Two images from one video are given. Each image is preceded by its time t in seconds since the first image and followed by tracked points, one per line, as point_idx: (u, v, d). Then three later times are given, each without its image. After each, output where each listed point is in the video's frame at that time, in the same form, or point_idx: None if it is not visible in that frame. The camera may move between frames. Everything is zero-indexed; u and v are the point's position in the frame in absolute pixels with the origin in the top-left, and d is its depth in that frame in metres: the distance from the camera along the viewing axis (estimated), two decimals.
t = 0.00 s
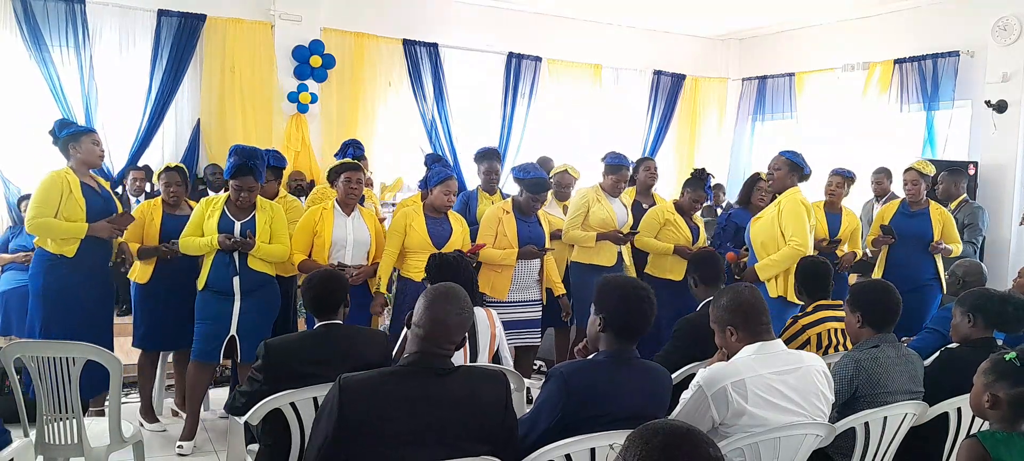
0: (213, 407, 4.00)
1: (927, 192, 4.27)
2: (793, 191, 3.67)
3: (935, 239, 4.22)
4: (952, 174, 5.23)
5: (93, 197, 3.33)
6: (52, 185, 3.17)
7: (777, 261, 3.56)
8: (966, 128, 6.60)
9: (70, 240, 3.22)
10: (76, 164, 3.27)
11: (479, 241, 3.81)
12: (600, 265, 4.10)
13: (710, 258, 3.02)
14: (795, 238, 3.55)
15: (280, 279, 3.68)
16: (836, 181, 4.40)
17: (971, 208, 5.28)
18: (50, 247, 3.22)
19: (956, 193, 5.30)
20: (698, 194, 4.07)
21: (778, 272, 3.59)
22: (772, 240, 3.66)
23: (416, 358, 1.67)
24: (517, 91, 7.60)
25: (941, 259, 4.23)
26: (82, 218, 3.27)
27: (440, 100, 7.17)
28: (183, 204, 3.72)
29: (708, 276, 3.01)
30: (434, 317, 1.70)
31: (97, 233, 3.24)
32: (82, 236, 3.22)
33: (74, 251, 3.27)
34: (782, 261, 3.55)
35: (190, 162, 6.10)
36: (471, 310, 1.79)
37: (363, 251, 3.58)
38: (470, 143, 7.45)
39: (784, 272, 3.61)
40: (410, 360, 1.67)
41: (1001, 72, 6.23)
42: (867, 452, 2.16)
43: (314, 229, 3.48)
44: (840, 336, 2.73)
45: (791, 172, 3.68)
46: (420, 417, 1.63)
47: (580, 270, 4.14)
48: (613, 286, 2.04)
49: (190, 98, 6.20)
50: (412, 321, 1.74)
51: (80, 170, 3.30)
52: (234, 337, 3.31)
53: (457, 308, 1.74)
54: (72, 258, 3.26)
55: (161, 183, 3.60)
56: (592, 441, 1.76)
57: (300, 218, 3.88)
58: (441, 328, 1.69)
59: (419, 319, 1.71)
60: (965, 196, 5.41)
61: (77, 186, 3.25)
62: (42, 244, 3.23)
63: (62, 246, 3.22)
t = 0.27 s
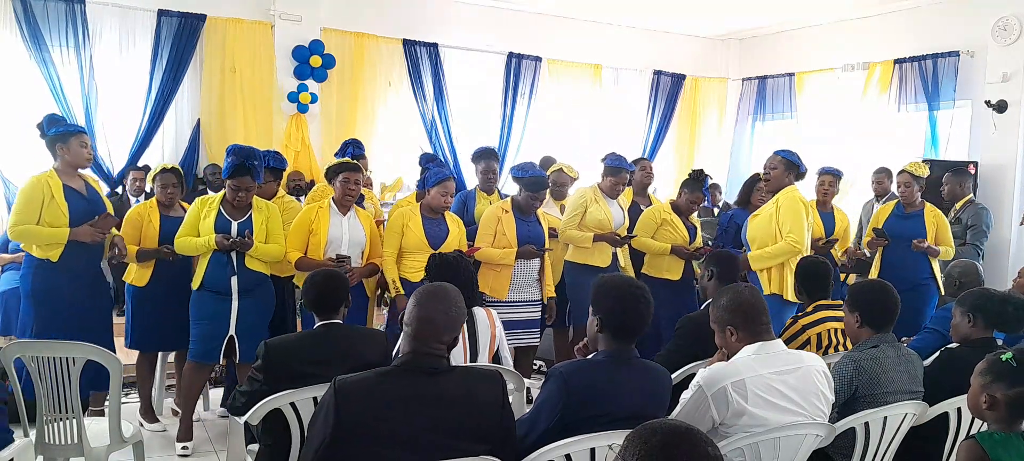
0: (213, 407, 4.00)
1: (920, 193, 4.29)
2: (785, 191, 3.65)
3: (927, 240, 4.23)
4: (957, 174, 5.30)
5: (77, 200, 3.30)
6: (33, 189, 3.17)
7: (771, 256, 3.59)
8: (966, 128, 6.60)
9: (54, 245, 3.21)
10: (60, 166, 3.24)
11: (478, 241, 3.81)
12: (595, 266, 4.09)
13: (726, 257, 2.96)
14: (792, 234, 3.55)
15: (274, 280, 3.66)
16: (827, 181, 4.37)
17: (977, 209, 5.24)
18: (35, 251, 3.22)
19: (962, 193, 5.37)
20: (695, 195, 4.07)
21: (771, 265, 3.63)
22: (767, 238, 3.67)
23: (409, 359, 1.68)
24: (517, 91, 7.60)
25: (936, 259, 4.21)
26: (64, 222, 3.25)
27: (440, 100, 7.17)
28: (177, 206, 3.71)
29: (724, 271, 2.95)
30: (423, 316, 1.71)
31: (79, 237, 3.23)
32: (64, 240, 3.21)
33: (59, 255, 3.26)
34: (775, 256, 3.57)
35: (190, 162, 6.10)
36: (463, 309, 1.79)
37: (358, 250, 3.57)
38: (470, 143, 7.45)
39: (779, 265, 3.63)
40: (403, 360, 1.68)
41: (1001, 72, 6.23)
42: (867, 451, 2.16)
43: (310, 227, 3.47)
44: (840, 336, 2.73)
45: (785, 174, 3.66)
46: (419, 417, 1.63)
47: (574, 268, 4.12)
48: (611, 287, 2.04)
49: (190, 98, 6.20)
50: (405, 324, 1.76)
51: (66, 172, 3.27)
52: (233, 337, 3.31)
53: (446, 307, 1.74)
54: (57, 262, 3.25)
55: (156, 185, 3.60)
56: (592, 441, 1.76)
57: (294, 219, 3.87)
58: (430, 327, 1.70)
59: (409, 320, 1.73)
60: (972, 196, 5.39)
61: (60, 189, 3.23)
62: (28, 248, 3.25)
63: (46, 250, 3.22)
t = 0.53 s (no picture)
0: (213, 407, 4.01)
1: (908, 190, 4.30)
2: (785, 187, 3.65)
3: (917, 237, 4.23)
4: (965, 173, 5.36)
5: (67, 200, 3.30)
6: (22, 190, 3.19)
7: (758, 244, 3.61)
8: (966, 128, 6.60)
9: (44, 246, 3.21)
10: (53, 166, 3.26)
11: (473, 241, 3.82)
12: (586, 264, 4.09)
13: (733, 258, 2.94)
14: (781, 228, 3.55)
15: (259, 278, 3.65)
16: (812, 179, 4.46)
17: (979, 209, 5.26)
18: (30, 253, 3.23)
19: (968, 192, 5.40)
20: (684, 192, 4.04)
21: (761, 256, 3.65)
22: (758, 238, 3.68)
23: (402, 360, 1.67)
24: (517, 91, 7.60)
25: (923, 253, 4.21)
26: (55, 223, 3.25)
27: (440, 100, 7.17)
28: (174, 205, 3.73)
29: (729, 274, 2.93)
30: (405, 314, 1.71)
31: (66, 237, 3.20)
32: (54, 241, 3.21)
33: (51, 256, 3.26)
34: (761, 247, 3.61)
35: (190, 162, 6.10)
36: (445, 303, 1.79)
37: (344, 249, 3.58)
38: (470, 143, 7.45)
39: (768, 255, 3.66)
40: (396, 362, 1.67)
41: (1001, 72, 6.23)
42: (867, 451, 2.16)
43: (296, 226, 3.48)
44: (840, 336, 2.74)
45: (786, 172, 3.65)
46: (418, 417, 1.64)
47: (563, 269, 4.14)
48: (612, 288, 2.04)
49: (190, 98, 6.20)
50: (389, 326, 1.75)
51: (57, 172, 3.29)
52: (224, 339, 3.31)
53: (429, 301, 1.74)
54: (50, 263, 3.26)
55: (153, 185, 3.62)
56: (592, 441, 1.76)
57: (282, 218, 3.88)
58: (414, 324, 1.69)
59: (392, 321, 1.72)
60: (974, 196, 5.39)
61: (48, 189, 3.24)
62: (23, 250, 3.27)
63: (39, 251, 3.23)
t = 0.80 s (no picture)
0: (213, 407, 4.01)
1: (897, 192, 4.25)
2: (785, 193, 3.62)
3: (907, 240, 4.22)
4: (964, 176, 5.37)
5: (62, 201, 3.27)
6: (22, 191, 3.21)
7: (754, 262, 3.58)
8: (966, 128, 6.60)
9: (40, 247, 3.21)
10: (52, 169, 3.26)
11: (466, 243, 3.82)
12: (575, 266, 4.08)
13: (734, 257, 2.95)
14: (775, 241, 3.55)
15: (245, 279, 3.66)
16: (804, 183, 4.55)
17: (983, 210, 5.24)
18: (30, 254, 3.26)
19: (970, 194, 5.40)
20: (670, 193, 4.03)
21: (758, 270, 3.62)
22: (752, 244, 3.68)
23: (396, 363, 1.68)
24: (517, 92, 7.60)
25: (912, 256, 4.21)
26: (50, 224, 3.24)
27: (440, 100, 7.17)
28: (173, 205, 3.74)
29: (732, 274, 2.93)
30: (387, 320, 1.74)
31: (60, 239, 3.17)
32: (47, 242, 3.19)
33: (48, 256, 3.26)
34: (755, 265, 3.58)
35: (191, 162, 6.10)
36: (424, 300, 1.83)
37: (331, 251, 3.57)
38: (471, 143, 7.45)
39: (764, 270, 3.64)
40: (391, 364, 1.67)
41: (1001, 72, 6.23)
42: (866, 451, 2.16)
43: (281, 228, 3.47)
44: (840, 336, 2.74)
45: (790, 177, 3.65)
46: (417, 417, 1.64)
47: (554, 271, 4.12)
48: (610, 288, 2.04)
49: (190, 98, 6.20)
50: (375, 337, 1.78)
51: (57, 173, 3.27)
52: (219, 339, 3.32)
53: (410, 300, 1.78)
54: (45, 264, 3.26)
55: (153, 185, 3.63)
56: (592, 441, 1.76)
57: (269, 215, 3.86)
58: (398, 326, 1.72)
59: (376, 330, 1.75)
60: (977, 196, 5.38)
61: (44, 191, 3.23)
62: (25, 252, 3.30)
63: (36, 252, 3.24)
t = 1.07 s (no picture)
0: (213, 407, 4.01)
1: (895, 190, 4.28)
2: (786, 188, 3.63)
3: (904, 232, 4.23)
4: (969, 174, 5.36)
5: (67, 201, 3.27)
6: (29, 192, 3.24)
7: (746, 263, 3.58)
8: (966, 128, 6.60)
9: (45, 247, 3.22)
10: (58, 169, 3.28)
11: (463, 241, 3.83)
12: (573, 264, 4.07)
13: (735, 255, 2.95)
14: (764, 236, 3.55)
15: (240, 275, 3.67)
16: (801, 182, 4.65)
17: (983, 209, 5.25)
18: (37, 252, 3.28)
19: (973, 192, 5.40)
20: (660, 191, 4.10)
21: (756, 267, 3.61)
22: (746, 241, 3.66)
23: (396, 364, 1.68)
24: (517, 92, 7.60)
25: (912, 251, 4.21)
26: (54, 224, 3.25)
27: (440, 100, 7.17)
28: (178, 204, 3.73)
29: (733, 271, 2.92)
30: (376, 321, 1.75)
31: (62, 239, 3.18)
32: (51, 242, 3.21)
33: (53, 255, 3.27)
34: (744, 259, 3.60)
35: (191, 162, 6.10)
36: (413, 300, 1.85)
37: (325, 249, 3.57)
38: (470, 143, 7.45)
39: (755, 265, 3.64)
40: (394, 364, 1.67)
41: (1001, 72, 6.23)
42: (866, 451, 2.16)
43: (274, 229, 3.47)
44: (840, 336, 2.74)
45: (788, 175, 3.62)
46: (418, 417, 1.64)
47: (551, 270, 4.12)
48: (607, 290, 2.05)
49: (190, 98, 6.20)
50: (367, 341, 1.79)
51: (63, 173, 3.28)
52: (218, 339, 3.32)
53: (402, 300, 1.80)
54: (50, 263, 3.27)
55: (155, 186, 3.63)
56: (592, 441, 1.76)
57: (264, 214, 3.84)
58: (387, 326, 1.73)
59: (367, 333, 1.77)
60: (977, 196, 5.38)
61: (49, 191, 3.25)
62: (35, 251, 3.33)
63: (42, 251, 3.26)
